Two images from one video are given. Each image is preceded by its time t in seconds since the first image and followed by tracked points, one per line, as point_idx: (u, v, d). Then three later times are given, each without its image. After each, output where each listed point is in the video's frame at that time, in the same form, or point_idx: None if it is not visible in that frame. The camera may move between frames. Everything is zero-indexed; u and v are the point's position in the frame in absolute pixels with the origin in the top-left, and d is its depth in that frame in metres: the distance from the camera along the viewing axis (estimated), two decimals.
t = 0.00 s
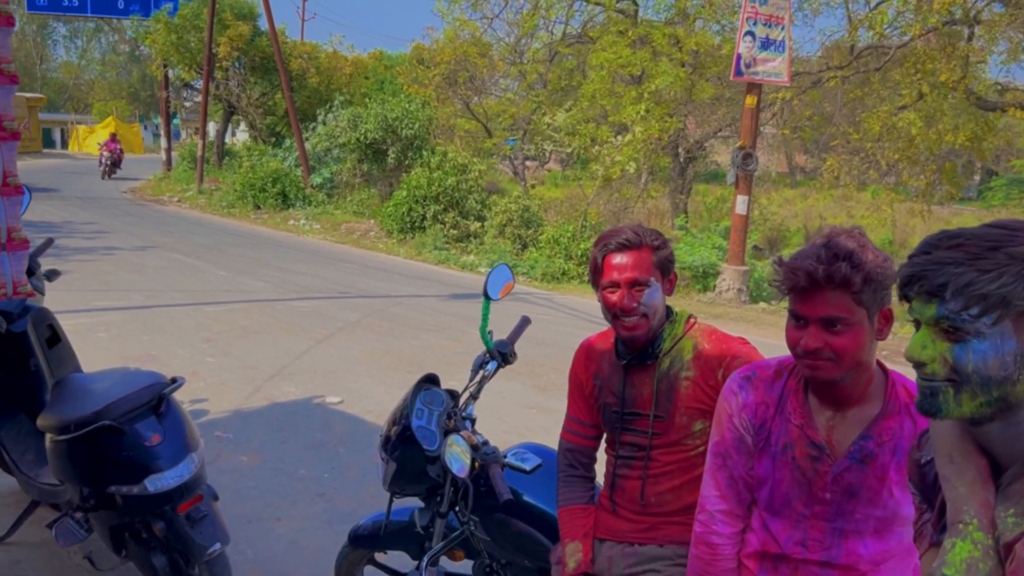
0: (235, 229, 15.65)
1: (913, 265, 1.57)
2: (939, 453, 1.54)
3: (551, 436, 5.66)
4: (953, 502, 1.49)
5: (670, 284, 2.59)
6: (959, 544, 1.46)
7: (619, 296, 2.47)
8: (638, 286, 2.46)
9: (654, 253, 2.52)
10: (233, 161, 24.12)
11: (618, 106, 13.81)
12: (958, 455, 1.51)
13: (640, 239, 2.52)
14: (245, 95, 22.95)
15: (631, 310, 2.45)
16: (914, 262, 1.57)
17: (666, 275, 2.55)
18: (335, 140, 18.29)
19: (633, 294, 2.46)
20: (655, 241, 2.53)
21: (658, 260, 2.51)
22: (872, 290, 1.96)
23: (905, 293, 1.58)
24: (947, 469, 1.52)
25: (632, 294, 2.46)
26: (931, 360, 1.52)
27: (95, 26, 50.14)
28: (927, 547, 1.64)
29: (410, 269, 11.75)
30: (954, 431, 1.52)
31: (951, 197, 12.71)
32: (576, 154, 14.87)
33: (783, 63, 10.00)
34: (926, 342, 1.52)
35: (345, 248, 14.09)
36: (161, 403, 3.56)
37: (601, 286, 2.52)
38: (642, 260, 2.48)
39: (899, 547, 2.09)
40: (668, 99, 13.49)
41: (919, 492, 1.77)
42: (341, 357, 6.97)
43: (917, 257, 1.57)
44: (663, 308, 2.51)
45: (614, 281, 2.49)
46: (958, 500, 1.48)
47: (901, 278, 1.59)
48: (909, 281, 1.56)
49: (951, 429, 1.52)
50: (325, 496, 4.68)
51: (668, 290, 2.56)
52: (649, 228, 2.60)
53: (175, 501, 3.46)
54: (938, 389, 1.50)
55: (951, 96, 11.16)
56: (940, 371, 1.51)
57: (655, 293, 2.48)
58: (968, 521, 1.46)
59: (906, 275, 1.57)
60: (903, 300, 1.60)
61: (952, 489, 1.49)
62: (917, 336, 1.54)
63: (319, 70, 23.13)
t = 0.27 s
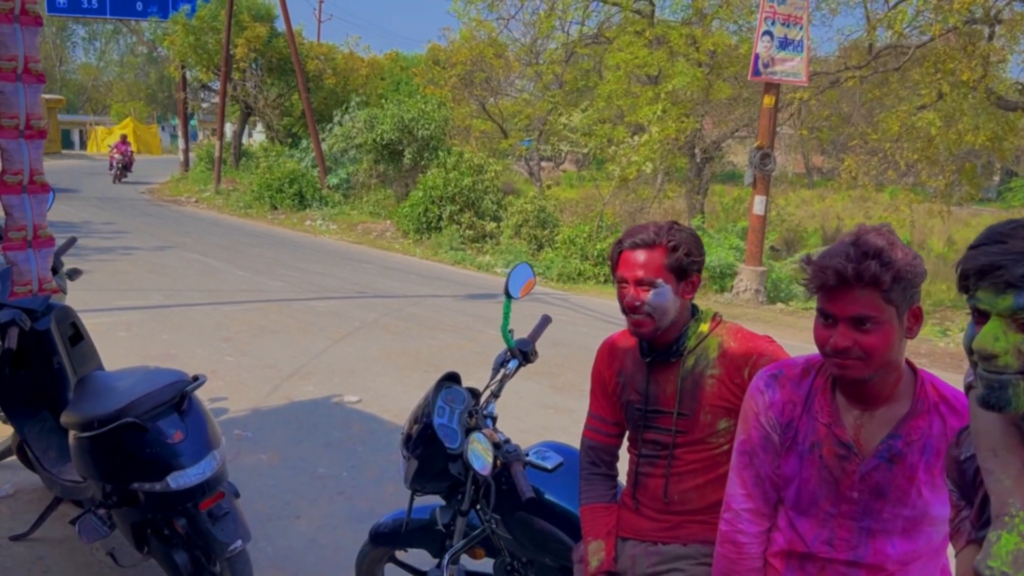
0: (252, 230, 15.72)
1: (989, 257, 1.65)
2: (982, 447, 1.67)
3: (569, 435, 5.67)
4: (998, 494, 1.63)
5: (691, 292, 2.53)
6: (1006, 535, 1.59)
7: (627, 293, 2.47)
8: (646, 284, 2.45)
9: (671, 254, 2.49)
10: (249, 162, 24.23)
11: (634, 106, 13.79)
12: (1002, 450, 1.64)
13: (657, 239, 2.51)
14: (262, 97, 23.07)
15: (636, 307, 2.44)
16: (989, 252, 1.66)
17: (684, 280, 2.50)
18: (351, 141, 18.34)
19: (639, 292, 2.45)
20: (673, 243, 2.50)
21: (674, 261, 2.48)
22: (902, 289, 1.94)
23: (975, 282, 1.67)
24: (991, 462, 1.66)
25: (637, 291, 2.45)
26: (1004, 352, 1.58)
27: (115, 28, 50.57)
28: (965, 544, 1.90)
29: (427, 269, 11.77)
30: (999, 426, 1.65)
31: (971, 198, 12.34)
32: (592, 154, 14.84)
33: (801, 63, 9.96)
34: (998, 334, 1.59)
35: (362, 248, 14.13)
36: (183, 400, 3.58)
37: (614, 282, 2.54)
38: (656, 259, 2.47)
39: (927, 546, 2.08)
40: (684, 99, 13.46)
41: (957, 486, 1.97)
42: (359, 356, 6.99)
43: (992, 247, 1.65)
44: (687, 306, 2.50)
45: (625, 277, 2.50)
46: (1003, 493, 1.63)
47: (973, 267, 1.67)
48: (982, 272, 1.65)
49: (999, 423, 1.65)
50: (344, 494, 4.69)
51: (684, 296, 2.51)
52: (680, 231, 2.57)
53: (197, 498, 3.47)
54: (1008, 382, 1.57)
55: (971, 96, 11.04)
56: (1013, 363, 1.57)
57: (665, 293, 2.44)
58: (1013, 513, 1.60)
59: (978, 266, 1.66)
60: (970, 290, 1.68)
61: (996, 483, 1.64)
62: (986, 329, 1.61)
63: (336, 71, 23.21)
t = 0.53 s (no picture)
0: (263, 228, 15.76)
1: None
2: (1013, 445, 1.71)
3: (582, 434, 5.65)
4: None
5: (698, 293, 2.47)
6: None
7: (631, 292, 2.50)
8: (647, 283, 2.46)
9: (677, 253, 2.47)
10: (260, 160, 24.29)
11: (645, 104, 13.76)
12: None
13: (665, 239, 2.51)
14: (274, 95, 23.13)
15: (636, 305, 2.47)
16: None
17: (688, 280, 2.46)
18: (362, 139, 18.36)
19: (642, 290, 2.47)
20: (678, 243, 2.48)
21: (678, 260, 2.45)
22: (926, 287, 1.91)
23: None
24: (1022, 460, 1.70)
25: (639, 290, 2.47)
26: None
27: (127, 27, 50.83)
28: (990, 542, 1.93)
29: (439, 267, 11.78)
30: None
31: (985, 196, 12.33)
32: (603, 153, 14.82)
33: (814, 60, 9.93)
34: None
35: (372, 246, 14.15)
36: (197, 396, 3.58)
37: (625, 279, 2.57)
38: (658, 257, 2.47)
39: (949, 546, 2.07)
40: (696, 97, 13.42)
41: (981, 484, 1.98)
42: (371, 353, 7.00)
43: None
44: (705, 304, 2.49)
45: (632, 275, 2.53)
46: None
47: None
48: None
49: None
50: (357, 491, 4.69)
51: (689, 296, 2.46)
52: (694, 230, 2.54)
53: (211, 494, 3.47)
54: None
55: (986, 94, 10.95)
56: None
57: (665, 292, 2.43)
58: None
59: None
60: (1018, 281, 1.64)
61: None
62: None
63: (347, 69, 23.25)
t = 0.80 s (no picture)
0: (263, 224, 15.74)
1: None
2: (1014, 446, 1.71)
3: (582, 431, 5.65)
4: None
5: (690, 293, 2.45)
6: None
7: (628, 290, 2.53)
8: (638, 281, 2.48)
9: (668, 252, 2.45)
10: (261, 156, 24.28)
11: (647, 101, 13.76)
12: None
13: (660, 237, 2.50)
14: (274, 91, 23.11)
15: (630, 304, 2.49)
16: None
17: (679, 281, 2.44)
18: (362, 136, 18.35)
19: (635, 288, 2.49)
20: (671, 243, 2.47)
21: (667, 259, 2.44)
22: (936, 284, 1.91)
23: None
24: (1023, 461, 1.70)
25: (632, 288, 2.49)
26: None
27: (126, 22, 50.80)
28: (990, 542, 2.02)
29: (440, 264, 11.77)
30: None
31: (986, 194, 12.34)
32: (604, 150, 14.81)
33: (816, 58, 9.97)
34: None
35: (373, 243, 14.15)
36: (199, 392, 3.57)
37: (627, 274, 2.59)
38: (649, 257, 2.47)
39: (952, 543, 2.07)
40: (697, 95, 13.42)
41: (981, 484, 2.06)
42: (372, 350, 6.99)
43: None
44: (710, 301, 2.48)
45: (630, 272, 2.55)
46: None
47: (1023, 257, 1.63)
48: None
49: None
50: (358, 487, 4.69)
51: (680, 296, 2.44)
52: (692, 228, 2.50)
53: (212, 490, 3.47)
54: None
55: (989, 92, 10.93)
56: None
57: (654, 292, 2.44)
58: None
59: None
60: (1016, 281, 1.65)
61: None
62: None
63: (348, 66, 23.23)
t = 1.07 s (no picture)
0: (253, 218, 15.68)
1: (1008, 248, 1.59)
2: (986, 442, 1.61)
3: (572, 426, 5.66)
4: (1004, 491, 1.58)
5: (684, 286, 2.47)
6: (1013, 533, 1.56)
7: (620, 284, 2.51)
8: (632, 275, 2.47)
9: (661, 246, 2.47)
10: (251, 150, 24.19)
11: (637, 97, 13.78)
12: (1006, 445, 1.58)
13: (651, 231, 2.50)
14: (264, 85, 23.01)
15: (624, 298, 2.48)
16: (1007, 243, 1.60)
17: (673, 273, 2.46)
18: (353, 130, 18.30)
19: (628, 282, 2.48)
20: (664, 236, 2.48)
21: (662, 253, 2.45)
22: (919, 281, 1.91)
23: (991, 271, 1.61)
24: (994, 457, 1.60)
25: (625, 282, 2.48)
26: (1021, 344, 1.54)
27: (116, 15, 50.54)
28: (966, 540, 1.95)
29: (430, 259, 11.75)
30: (1000, 419, 1.59)
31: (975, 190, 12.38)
32: (595, 145, 14.81)
33: (806, 54, 9.97)
34: (1014, 328, 1.55)
35: (363, 238, 14.11)
36: (187, 387, 3.57)
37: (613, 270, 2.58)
38: (643, 250, 2.47)
39: (937, 538, 2.08)
40: (688, 90, 13.42)
41: (958, 480, 2.01)
42: (362, 345, 6.99)
43: (1013, 236, 1.59)
44: (698, 298, 2.50)
45: (619, 266, 2.54)
46: (1008, 490, 1.57)
47: (990, 256, 1.62)
48: (1000, 262, 1.59)
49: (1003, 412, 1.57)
50: (347, 482, 4.69)
51: (674, 288, 2.46)
52: (679, 222, 2.53)
53: (200, 485, 3.46)
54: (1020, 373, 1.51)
55: (977, 89, 10.96)
56: None
57: (649, 285, 2.44)
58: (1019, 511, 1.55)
59: (997, 256, 1.60)
60: (983, 280, 1.63)
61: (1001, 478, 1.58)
62: (1001, 321, 1.57)
63: (338, 60, 23.15)
